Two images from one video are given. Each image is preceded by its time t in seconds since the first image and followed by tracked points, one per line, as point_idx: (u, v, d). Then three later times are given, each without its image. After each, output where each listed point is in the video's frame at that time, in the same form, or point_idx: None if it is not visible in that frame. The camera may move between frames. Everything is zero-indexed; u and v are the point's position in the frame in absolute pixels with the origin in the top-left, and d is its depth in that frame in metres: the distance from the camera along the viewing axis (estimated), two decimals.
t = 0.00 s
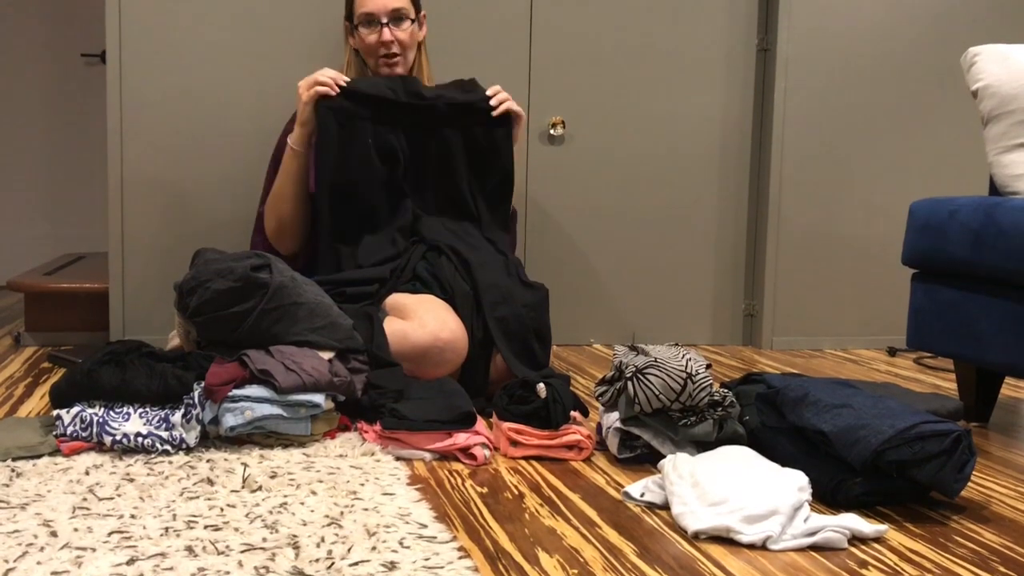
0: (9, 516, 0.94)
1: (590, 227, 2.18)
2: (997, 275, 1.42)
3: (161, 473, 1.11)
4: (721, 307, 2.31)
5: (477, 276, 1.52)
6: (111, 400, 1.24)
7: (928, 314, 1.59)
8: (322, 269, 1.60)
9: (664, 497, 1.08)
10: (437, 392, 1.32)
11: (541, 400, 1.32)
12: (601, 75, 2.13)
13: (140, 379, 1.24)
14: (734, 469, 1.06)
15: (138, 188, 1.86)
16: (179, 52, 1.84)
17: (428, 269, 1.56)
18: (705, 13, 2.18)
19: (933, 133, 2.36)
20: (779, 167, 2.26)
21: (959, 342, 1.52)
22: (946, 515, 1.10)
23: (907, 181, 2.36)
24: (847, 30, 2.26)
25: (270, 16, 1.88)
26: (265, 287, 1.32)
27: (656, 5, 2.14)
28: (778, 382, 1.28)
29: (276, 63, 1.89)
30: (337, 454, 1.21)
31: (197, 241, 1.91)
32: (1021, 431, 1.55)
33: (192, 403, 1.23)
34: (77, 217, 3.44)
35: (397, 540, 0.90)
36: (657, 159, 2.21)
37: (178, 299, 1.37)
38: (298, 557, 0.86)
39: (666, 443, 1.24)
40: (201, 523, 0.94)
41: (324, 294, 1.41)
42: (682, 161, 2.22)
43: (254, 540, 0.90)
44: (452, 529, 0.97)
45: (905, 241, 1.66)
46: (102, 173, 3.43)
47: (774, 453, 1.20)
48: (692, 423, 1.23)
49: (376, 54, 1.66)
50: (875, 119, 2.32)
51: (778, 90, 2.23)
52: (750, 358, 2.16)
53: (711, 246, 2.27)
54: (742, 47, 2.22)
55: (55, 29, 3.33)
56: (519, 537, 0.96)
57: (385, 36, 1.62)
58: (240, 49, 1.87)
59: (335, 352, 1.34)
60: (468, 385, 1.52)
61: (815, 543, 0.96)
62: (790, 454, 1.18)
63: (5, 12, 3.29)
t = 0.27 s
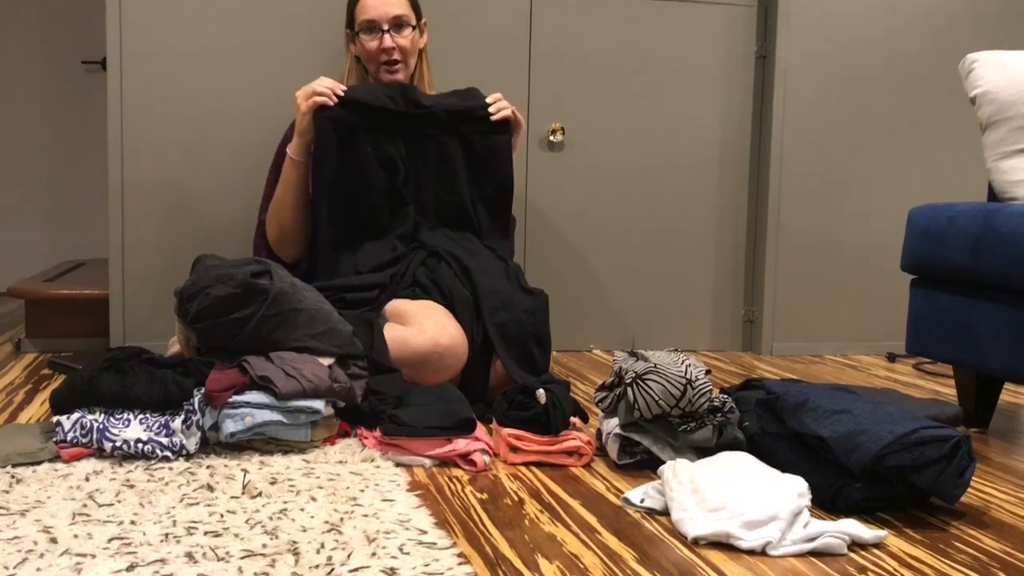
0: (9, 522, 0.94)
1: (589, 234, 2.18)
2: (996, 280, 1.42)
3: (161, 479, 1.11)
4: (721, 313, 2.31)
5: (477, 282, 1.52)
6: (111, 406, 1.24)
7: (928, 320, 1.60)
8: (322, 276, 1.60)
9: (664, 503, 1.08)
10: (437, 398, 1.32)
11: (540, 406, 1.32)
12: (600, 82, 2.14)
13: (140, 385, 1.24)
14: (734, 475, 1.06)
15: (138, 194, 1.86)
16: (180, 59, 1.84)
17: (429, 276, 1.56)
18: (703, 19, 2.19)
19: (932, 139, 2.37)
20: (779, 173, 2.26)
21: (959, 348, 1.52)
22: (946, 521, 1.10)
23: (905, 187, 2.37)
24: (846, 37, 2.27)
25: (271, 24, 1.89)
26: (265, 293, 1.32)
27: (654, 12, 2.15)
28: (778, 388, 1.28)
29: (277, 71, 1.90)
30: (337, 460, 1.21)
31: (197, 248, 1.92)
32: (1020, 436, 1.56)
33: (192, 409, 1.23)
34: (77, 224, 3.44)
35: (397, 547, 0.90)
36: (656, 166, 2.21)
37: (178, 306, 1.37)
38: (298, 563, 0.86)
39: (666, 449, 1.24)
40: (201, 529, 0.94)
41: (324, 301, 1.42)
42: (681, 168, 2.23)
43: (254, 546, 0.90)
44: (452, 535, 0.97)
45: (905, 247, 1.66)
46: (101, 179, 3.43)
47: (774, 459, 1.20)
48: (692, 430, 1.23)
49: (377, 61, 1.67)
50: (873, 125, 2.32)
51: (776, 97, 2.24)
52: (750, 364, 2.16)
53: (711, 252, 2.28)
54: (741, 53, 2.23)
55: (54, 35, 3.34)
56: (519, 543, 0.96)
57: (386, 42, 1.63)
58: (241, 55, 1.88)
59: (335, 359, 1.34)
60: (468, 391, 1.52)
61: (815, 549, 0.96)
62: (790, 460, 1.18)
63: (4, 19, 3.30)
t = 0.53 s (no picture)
0: (8, 530, 0.94)
1: (589, 240, 2.19)
2: (996, 287, 1.42)
3: (161, 487, 1.11)
4: (721, 320, 2.31)
5: (477, 289, 1.52)
6: (111, 413, 1.24)
7: (928, 327, 1.60)
8: (322, 283, 1.61)
9: (665, 510, 1.08)
10: (436, 405, 1.32)
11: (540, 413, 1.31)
12: (600, 88, 2.14)
13: (140, 392, 1.24)
14: (735, 482, 1.06)
15: (138, 201, 1.87)
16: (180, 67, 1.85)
17: (430, 283, 1.56)
18: (703, 27, 2.20)
19: (931, 146, 2.37)
20: (778, 180, 2.27)
21: (959, 355, 1.52)
22: (947, 528, 1.10)
23: (905, 193, 2.37)
24: (845, 44, 2.28)
25: (272, 31, 1.89)
26: (265, 300, 1.32)
27: (654, 20, 2.16)
28: (779, 395, 1.28)
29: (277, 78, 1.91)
30: (337, 467, 1.20)
31: (197, 254, 1.92)
32: (1021, 443, 1.55)
33: (191, 416, 1.23)
34: (77, 230, 3.45)
35: (396, 554, 0.90)
36: (656, 172, 2.21)
37: (178, 312, 1.37)
38: (298, 570, 0.86)
39: (666, 456, 1.24)
40: (201, 536, 0.94)
41: (324, 307, 1.42)
42: (681, 175, 2.23)
43: (254, 554, 0.89)
44: (452, 542, 0.96)
45: (905, 254, 1.66)
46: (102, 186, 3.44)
47: (775, 467, 1.20)
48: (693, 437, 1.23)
49: (378, 67, 1.67)
50: (873, 132, 2.33)
51: (776, 104, 2.24)
52: (750, 371, 2.16)
53: (710, 259, 2.28)
54: (740, 60, 2.24)
55: (55, 43, 3.35)
56: (519, 551, 0.96)
57: (387, 49, 1.63)
58: (241, 63, 1.88)
59: (335, 366, 1.34)
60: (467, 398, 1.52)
61: (816, 556, 0.96)
62: (790, 467, 1.17)
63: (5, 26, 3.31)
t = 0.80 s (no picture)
0: (8, 539, 0.94)
1: (589, 248, 2.19)
2: (996, 294, 1.42)
3: (161, 495, 1.10)
4: (721, 328, 2.31)
5: (477, 297, 1.52)
6: (110, 422, 1.24)
7: (928, 334, 1.60)
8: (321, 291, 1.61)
9: (665, 518, 1.08)
10: (436, 413, 1.32)
11: (541, 421, 1.31)
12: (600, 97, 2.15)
13: (140, 400, 1.24)
14: (735, 489, 1.06)
15: (139, 210, 1.87)
16: (181, 76, 1.85)
17: (429, 292, 1.56)
18: (702, 35, 2.20)
19: (930, 153, 2.38)
20: (778, 188, 2.27)
21: (959, 362, 1.52)
22: (947, 536, 1.09)
23: (904, 201, 2.38)
24: (843, 52, 2.28)
25: (273, 41, 1.90)
26: (265, 308, 1.32)
27: (653, 28, 2.17)
28: (779, 403, 1.28)
29: (278, 87, 1.91)
30: (337, 475, 1.20)
31: (197, 263, 1.92)
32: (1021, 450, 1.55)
33: (192, 424, 1.23)
34: (77, 239, 3.45)
35: (397, 563, 0.90)
36: (655, 180, 2.22)
37: (178, 321, 1.37)
38: None
39: (666, 464, 1.24)
40: (201, 545, 0.94)
41: (324, 316, 1.42)
42: (680, 183, 2.24)
43: (254, 562, 0.89)
44: (453, 551, 0.96)
45: (904, 261, 1.67)
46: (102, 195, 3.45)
47: (775, 474, 1.20)
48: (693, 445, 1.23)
49: (377, 76, 1.67)
50: (872, 139, 2.33)
51: (775, 112, 2.25)
52: (751, 379, 2.16)
53: (710, 266, 2.28)
54: (739, 69, 2.25)
55: (55, 52, 3.36)
56: (520, 559, 0.96)
57: (385, 58, 1.63)
58: (242, 72, 1.89)
59: (335, 374, 1.34)
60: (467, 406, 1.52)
61: (816, 564, 0.96)
62: (791, 475, 1.17)
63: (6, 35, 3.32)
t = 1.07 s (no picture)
0: (8, 551, 0.94)
1: (589, 258, 2.19)
2: (995, 304, 1.42)
3: (161, 507, 1.10)
4: (721, 338, 2.31)
5: (477, 307, 1.53)
6: (111, 433, 1.24)
7: (928, 344, 1.60)
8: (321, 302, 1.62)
9: (667, 529, 1.08)
10: (435, 423, 1.32)
11: (541, 431, 1.31)
12: (599, 108, 2.16)
13: (140, 412, 1.24)
14: (736, 501, 1.06)
15: (139, 221, 1.88)
16: (182, 88, 1.86)
17: (430, 302, 1.57)
18: (700, 46, 2.22)
19: (928, 163, 2.39)
20: (777, 198, 2.28)
21: (959, 372, 1.52)
22: (948, 546, 1.09)
23: (903, 211, 2.38)
24: (842, 63, 2.29)
25: (274, 53, 1.91)
26: (265, 319, 1.33)
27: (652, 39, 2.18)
28: (779, 413, 1.28)
29: (279, 98, 1.92)
30: (337, 487, 1.20)
31: (198, 274, 1.92)
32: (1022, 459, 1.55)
33: (192, 436, 1.23)
34: (77, 250, 3.46)
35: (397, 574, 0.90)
36: (655, 191, 2.23)
37: (179, 332, 1.37)
38: None
39: (666, 474, 1.24)
40: (201, 556, 0.94)
41: (324, 326, 1.42)
42: (679, 193, 2.24)
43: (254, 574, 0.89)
44: (453, 562, 0.96)
45: (904, 271, 1.67)
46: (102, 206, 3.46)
47: (775, 484, 1.20)
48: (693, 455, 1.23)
49: (376, 88, 1.67)
50: (870, 149, 2.34)
51: (774, 122, 2.26)
52: (751, 388, 2.16)
53: (710, 276, 2.28)
54: (738, 79, 2.26)
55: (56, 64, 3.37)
56: (520, 570, 0.96)
57: (384, 70, 1.64)
58: (243, 84, 1.90)
59: (335, 385, 1.34)
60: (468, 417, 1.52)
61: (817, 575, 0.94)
62: (791, 485, 1.17)
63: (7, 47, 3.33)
